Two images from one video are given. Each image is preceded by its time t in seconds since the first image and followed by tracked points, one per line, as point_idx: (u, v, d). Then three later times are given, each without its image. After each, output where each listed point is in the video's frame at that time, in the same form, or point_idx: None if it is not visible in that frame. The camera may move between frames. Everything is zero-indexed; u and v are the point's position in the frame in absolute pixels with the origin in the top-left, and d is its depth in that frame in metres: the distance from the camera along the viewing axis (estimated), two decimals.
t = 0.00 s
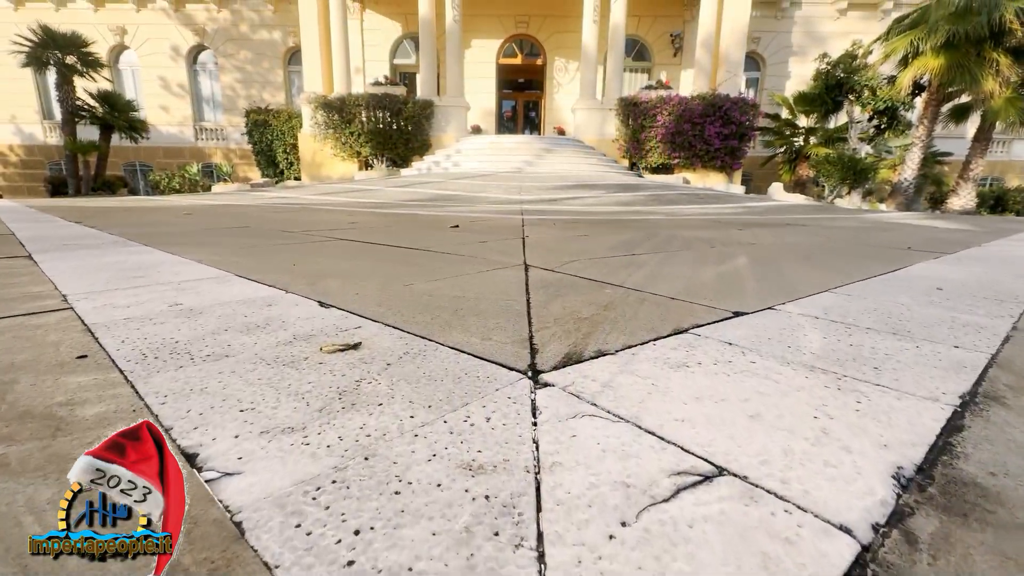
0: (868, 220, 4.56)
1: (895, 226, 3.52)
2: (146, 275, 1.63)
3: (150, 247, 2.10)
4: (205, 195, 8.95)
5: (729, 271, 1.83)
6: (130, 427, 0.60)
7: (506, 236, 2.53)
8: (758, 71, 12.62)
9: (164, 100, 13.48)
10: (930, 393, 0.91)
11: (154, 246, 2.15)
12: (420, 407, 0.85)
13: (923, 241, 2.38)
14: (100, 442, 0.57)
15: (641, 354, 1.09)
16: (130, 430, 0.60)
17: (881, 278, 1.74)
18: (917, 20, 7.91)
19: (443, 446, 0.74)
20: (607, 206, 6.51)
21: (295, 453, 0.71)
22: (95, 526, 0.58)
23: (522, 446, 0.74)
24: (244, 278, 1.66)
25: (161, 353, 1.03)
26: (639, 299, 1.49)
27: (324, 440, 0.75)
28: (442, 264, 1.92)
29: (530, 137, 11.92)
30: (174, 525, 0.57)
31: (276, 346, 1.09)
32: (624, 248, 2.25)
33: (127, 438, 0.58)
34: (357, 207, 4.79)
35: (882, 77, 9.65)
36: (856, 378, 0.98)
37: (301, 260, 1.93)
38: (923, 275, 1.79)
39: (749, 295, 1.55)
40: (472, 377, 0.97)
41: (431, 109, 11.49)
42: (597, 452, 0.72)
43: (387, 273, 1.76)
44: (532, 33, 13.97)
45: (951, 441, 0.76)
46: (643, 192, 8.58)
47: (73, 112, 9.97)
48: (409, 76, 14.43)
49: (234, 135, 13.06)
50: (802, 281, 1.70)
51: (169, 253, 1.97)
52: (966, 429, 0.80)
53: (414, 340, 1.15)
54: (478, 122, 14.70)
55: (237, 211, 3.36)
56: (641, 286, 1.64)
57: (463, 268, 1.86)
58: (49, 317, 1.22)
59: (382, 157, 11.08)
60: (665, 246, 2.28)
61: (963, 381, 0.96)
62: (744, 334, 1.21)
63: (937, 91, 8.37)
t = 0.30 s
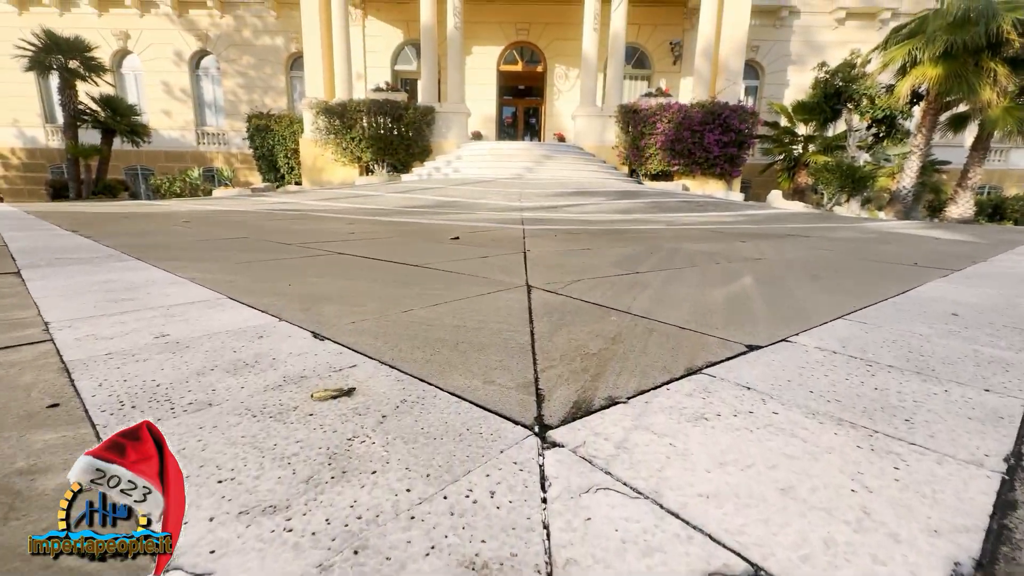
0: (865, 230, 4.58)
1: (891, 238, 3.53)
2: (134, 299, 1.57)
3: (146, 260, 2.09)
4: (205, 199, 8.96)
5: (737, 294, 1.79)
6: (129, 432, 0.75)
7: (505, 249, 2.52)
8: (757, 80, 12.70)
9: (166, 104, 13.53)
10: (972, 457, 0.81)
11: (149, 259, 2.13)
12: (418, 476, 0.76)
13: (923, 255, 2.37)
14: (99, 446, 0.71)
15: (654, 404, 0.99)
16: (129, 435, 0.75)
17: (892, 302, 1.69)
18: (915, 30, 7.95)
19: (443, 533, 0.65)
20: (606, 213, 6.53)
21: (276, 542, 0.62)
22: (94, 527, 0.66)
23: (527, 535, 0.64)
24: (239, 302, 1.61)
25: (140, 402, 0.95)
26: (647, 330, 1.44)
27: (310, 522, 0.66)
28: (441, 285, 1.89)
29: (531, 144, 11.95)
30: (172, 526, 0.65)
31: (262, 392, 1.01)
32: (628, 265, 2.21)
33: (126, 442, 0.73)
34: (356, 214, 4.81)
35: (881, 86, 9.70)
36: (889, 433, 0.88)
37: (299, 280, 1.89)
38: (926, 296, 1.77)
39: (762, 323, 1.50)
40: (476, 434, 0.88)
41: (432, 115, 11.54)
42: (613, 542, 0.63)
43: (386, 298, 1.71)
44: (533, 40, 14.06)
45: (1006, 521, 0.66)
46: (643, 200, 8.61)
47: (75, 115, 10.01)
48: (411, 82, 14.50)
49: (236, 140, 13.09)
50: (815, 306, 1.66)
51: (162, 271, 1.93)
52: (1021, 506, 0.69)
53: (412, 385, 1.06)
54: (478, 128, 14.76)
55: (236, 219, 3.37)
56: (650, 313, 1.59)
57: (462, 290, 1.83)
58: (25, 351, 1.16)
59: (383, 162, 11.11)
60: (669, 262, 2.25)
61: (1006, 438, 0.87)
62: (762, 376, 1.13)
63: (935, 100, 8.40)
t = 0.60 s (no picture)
0: (862, 242, 4.59)
1: (889, 250, 3.52)
2: (121, 327, 1.48)
3: (143, 273, 2.09)
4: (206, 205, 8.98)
5: (743, 320, 1.72)
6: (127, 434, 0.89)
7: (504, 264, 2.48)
8: (756, 89, 12.79)
9: (168, 110, 13.58)
10: None
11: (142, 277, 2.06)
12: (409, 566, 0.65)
13: (925, 273, 2.31)
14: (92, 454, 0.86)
15: (670, 463, 0.88)
16: (128, 436, 0.88)
17: (904, 331, 1.60)
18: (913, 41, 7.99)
19: None
20: (606, 221, 6.55)
21: None
22: (93, 529, 0.72)
23: None
24: (232, 329, 1.51)
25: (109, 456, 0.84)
26: (655, 364, 1.35)
27: None
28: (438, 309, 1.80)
29: (531, 151, 11.99)
30: (173, 525, 0.72)
31: (246, 446, 0.89)
32: (632, 286, 2.13)
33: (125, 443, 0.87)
34: (356, 222, 4.83)
35: (879, 95, 9.76)
36: (926, 502, 0.78)
37: (291, 304, 1.80)
38: (935, 322, 1.69)
39: (773, 356, 1.41)
40: (475, 505, 0.77)
41: (433, 122, 11.59)
42: None
43: (379, 326, 1.61)
44: (533, 48, 14.17)
45: None
46: (642, 208, 8.63)
47: (77, 121, 10.05)
48: (412, 89, 14.57)
49: (237, 145, 13.15)
50: (826, 335, 1.57)
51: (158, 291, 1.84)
52: None
53: (408, 438, 0.95)
54: (478, 135, 14.83)
55: (234, 228, 3.35)
56: (658, 343, 1.50)
57: (456, 315, 1.75)
58: None
59: (383, 168, 11.16)
60: (671, 283, 2.19)
61: None
62: (782, 423, 1.02)
63: (933, 110, 8.44)
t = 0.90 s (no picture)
0: (861, 254, 4.60)
1: (889, 262, 3.51)
2: (106, 364, 1.29)
3: (140, 287, 2.05)
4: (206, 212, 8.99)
5: (754, 352, 1.58)
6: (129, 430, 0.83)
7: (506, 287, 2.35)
8: (755, 98, 12.89)
9: (169, 117, 13.64)
10: None
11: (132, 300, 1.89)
12: None
13: (932, 295, 2.20)
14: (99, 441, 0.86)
15: (690, 551, 0.74)
16: (129, 434, 0.82)
17: (925, 365, 1.46)
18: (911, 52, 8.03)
19: None
20: (606, 231, 6.55)
21: None
22: (93, 528, 0.75)
23: None
24: (221, 367, 1.34)
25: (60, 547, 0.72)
26: (663, 410, 1.19)
27: None
28: (441, 340, 1.64)
29: (531, 159, 12.03)
30: (173, 526, 0.74)
31: (223, 531, 0.75)
32: (632, 313, 1.98)
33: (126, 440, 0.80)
34: (356, 231, 4.82)
35: (876, 106, 9.82)
36: None
37: (282, 332, 1.63)
38: (955, 353, 1.55)
39: (789, 400, 1.26)
40: None
41: (434, 130, 11.64)
42: None
43: (367, 363, 1.43)
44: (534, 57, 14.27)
45: None
46: (643, 217, 8.64)
47: (78, 127, 10.07)
48: (412, 97, 14.65)
49: (238, 152, 13.18)
50: (842, 372, 1.42)
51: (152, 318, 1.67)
52: None
53: (401, 517, 0.81)
54: (479, 143, 14.90)
55: (232, 238, 3.32)
56: (668, 385, 1.34)
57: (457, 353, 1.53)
58: None
59: (384, 176, 11.20)
60: (672, 308, 2.04)
61: None
62: (806, 493, 0.88)
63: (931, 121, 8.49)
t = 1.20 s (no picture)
0: (859, 265, 4.61)
1: (886, 275, 3.50)
2: (86, 407, 1.19)
3: (136, 302, 2.05)
4: (206, 219, 9.02)
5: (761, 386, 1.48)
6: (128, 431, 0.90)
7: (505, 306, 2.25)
8: (753, 108, 12.98)
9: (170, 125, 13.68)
10: None
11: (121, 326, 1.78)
12: None
13: (936, 317, 2.11)
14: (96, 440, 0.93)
15: None
16: (128, 435, 0.88)
17: (938, 403, 1.37)
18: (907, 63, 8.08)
19: None
20: (605, 241, 6.56)
21: None
22: (92, 528, 0.82)
23: None
24: (208, 410, 1.23)
25: None
26: (666, 460, 1.10)
27: None
28: (436, 372, 1.53)
29: (531, 168, 12.09)
30: (172, 526, 0.80)
31: None
32: (631, 338, 1.89)
33: (125, 441, 0.87)
34: (354, 242, 4.81)
35: (874, 115, 9.86)
36: None
37: (270, 364, 1.53)
38: (968, 388, 1.47)
39: (799, 447, 1.16)
40: None
41: (433, 139, 11.70)
42: None
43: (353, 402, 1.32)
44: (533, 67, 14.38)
45: None
46: (641, 227, 8.66)
47: (79, 135, 10.09)
48: (413, 106, 14.73)
49: (238, 160, 13.21)
50: (853, 412, 1.33)
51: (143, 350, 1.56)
52: None
53: None
54: (479, 151, 14.97)
55: (230, 250, 3.33)
56: (675, 428, 1.24)
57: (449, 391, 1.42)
58: None
59: (383, 184, 11.24)
60: (673, 333, 1.95)
61: None
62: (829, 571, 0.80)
63: (929, 131, 8.54)
